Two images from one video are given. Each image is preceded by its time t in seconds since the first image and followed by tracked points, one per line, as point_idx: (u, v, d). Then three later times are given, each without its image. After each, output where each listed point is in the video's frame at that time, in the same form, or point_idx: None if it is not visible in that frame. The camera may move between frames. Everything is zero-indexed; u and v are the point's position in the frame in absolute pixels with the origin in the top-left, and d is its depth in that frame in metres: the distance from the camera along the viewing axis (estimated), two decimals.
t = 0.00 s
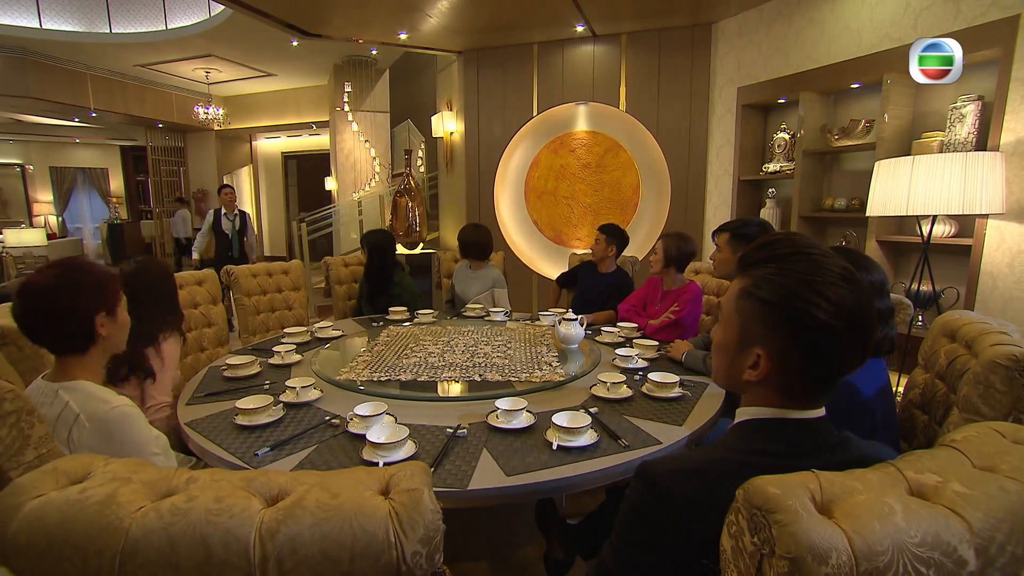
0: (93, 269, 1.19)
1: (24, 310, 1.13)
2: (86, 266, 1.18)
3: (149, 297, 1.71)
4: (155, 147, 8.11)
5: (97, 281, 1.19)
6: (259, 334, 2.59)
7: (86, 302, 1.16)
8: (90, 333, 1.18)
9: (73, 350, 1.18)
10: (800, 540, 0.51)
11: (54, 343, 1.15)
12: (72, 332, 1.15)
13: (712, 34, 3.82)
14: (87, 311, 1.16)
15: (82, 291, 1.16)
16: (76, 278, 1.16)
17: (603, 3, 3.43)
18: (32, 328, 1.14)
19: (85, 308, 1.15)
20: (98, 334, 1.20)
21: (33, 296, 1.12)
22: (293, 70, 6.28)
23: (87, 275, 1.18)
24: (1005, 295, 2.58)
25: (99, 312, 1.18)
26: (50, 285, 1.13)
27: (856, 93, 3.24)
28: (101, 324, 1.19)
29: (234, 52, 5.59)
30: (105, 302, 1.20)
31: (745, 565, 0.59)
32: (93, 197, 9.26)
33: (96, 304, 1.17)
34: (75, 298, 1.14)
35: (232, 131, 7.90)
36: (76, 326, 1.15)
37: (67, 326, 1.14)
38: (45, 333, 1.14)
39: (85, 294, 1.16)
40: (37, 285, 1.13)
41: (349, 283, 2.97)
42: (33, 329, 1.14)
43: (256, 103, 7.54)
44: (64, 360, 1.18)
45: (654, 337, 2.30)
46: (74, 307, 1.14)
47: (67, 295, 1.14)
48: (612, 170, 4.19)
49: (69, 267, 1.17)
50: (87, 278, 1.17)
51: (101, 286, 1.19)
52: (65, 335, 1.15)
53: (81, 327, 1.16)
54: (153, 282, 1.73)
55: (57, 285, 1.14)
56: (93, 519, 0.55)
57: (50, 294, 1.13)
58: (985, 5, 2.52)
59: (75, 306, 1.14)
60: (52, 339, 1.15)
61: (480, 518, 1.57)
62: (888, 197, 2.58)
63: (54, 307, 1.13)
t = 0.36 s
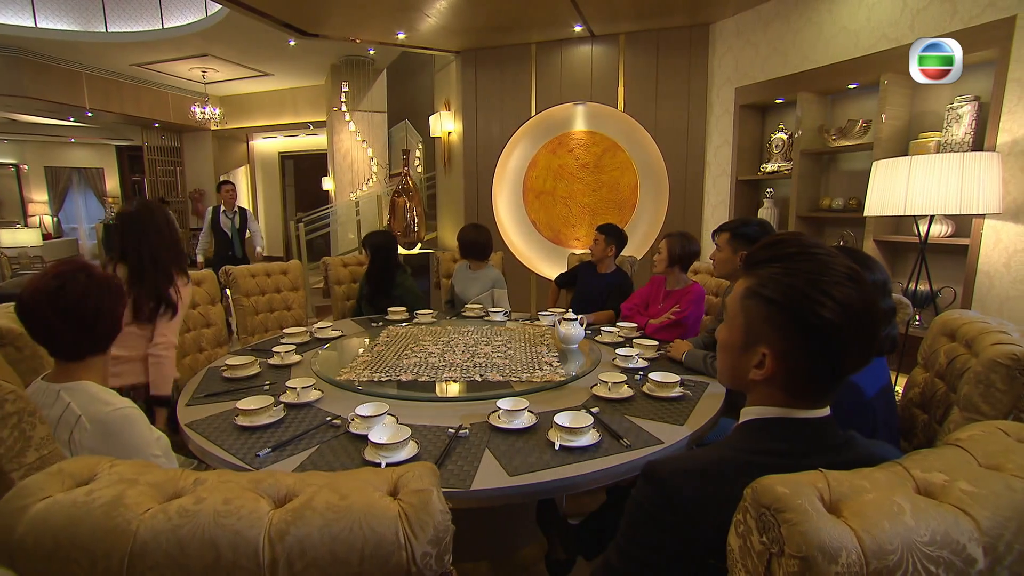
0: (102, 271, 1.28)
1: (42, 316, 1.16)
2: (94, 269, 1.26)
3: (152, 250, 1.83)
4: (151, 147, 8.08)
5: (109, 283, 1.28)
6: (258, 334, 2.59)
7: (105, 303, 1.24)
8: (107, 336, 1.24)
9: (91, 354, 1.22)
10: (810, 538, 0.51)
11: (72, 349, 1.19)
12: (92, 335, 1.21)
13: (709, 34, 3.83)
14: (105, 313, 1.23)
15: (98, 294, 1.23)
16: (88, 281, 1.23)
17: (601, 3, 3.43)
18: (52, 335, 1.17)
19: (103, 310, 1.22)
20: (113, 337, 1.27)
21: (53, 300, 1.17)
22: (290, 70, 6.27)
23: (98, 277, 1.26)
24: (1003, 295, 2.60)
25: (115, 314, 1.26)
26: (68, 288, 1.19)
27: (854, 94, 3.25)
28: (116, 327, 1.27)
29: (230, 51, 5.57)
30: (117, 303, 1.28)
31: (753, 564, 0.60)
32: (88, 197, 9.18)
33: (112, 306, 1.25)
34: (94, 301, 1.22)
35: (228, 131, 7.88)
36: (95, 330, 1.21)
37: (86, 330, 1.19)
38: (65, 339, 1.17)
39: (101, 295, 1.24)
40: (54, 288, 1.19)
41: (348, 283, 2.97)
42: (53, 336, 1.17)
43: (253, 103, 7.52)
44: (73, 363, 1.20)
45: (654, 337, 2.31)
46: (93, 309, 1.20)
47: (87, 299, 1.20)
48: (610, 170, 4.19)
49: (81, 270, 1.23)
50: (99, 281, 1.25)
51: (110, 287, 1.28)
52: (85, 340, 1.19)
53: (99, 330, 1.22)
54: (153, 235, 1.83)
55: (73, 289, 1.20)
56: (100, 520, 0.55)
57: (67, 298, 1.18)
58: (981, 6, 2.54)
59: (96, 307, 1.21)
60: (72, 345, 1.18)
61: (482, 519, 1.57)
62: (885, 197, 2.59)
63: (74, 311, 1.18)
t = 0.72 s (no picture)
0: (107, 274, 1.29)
1: (41, 315, 1.17)
2: (98, 272, 1.27)
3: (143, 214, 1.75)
4: (145, 147, 8.04)
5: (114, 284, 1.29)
6: (256, 335, 2.58)
7: (105, 302, 1.24)
8: (109, 337, 1.24)
9: (93, 356, 1.22)
10: (824, 537, 0.51)
11: (72, 350, 1.18)
12: (92, 336, 1.20)
13: (706, 35, 3.84)
14: (106, 313, 1.23)
15: (99, 295, 1.24)
16: (91, 280, 1.24)
17: (599, 3, 3.44)
18: (52, 335, 1.17)
19: (104, 311, 1.23)
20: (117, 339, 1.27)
21: (52, 300, 1.18)
22: (286, 70, 6.24)
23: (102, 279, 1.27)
24: (998, 294, 2.62)
25: (117, 315, 1.27)
26: (68, 287, 1.20)
27: (850, 94, 3.26)
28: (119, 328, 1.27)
29: (225, 51, 5.54)
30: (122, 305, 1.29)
31: (765, 563, 0.60)
32: (82, 197, 9.31)
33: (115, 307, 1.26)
34: (94, 300, 1.22)
35: (223, 131, 7.84)
36: (96, 331, 1.21)
37: (87, 330, 1.19)
38: (65, 340, 1.17)
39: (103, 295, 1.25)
40: (54, 288, 1.19)
41: (346, 284, 2.96)
42: (53, 338, 1.16)
43: (248, 103, 7.49)
44: (74, 366, 1.20)
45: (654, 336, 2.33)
46: (93, 308, 1.21)
47: (85, 297, 1.21)
48: (607, 170, 4.20)
49: (85, 270, 1.24)
50: (102, 282, 1.26)
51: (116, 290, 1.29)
52: (85, 342, 1.19)
53: (100, 330, 1.22)
54: (145, 195, 1.75)
55: (73, 286, 1.20)
56: (111, 523, 0.54)
57: (67, 298, 1.19)
58: (976, 8, 2.56)
59: (94, 306, 1.22)
60: (69, 345, 1.17)
61: (483, 519, 1.57)
62: (882, 197, 2.60)
63: (73, 309, 1.18)
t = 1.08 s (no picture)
0: (112, 275, 1.27)
1: (39, 316, 1.17)
2: (102, 272, 1.25)
3: (124, 216, 1.75)
4: (139, 147, 7.98)
5: (117, 286, 1.27)
6: (254, 335, 2.56)
7: (103, 304, 1.22)
8: (110, 340, 1.24)
9: (92, 358, 1.22)
10: (842, 535, 0.52)
11: (69, 351, 1.19)
12: (88, 338, 1.19)
13: (702, 35, 3.85)
14: (103, 315, 1.22)
15: (98, 296, 1.22)
16: (91, 282, 1.22)
17: (596, 3, 3.44)
18: (49, 335, 1.18)
19: (103, 312, 1.22)
20: (118, 340, 1.26)
21: (48, 301, 1.17)
22: (280, 69, 6.21)
23: (105, 281, 1.25)
24: (992, 293, 2.65)
25: (119, 318, 1.25)
26: (64, 288, 1.19)
27: (846, 95, 3.28)
28: (120, 330, 1.26)
29: (220, 50, 5.51)
30: (124, 308, 1.28)
31: (781, 562, 0.60)
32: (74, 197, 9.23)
33: (115, 309, 1.25)
34: (92, 301, 1.21)
35: (217, 131, 7.79)
36: (94, 332, 1.20)
37: (84, 331, 1.19)
38: (61, 340, 1.18)
39: (104, 296, 1.23)
40: (53, 288, 1.18)
41: (344, 284, 2.95)
42: (52, 339, 1.17)
43: (242, 102, 7.45)
44: (74, 368, 1.21)
45: (655, 335, 2.35)
46: (90, 310, 1.20)
47: (83, 298, 1.20)
48: (604, 171, 4.20)
49: (88, 272, 1.23)
50: (104, 284, 1.24)
51: (118, 292, 1.28)
52: (82, 343, 1.19)
53: (98, 332, 1.21)
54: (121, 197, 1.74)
55: (70, 288, 1.19)
56: (126, 527, 0.54)
57: (65, 299, 1.18)
58: (970, 10, 2.59)
59: (91, 308, 1.20)
60: (63, 344, 1.18)
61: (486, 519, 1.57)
62: (878, 197, 2.62)
63: (68, 310, 1.18)
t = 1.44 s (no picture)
0: (117, 278, 1.25)
1: (41, 315, 1.17)
2: (106, 273, 1.23)
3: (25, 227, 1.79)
4: (130, 147, 7.90)
5: (120, 289, 1.25)
6: (252, 336, 2.54)
7: (104, 306, 1.21)
8: (111, 341, 1.23)
9: (93, 359, 1.21)
10: (864, 532, 0.52)
11: (69, 351, 1.18)
12: (88, 338, 1.18)
13: (698, 36, 3.87)
14: (104, 317, 1.20)
15: (99, 298, 1.20)
16: (93, 284, 1.20)
17: (593, 3, 3.44)
18: (51, 335, 1.17)
19: (103, 314, 1.20)
20: (121, 342, 1.25)
21: (50, 302, 1.16)
22: (274, 68, 6.17)
23: (109, 284, 1.24)
24: (985, 292, 2.68)
25: (121, 320, 1.24)
26: (65, 289, 1.17)
27: (841, 95, 3.31)
28: (121, 331, 1.24)
29: (213, 49, 5.47)
30: (128, 310, 1.26)
31: (800, 560, 0.61)
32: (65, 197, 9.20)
33: (117, 311, 1.23)
34: (93, 302, 1.19)
35: (210, 130, 7.73)
36: (94, 332, 1.19)
37: (85, 331, 1.18)
38: (61, 339, 1.17)
39: (106, 299, 1.21)
40: (56, 288, 1.17)
41: (342, 285, 2.93)
42: (54, 338, 1.17)
43: (235, 102, 7.40)
44: (76, 370, 1.20)
45: (655, 335, 2.38)
46: (90, 312, 1.18)
47: (85, 299, 1.18)
48: (600, 171, 4.21)
49: (91, 273, 1.22)
50: (106, 286, 1.22)
51: (122, 294, 1.26)
52: (82, 343, 1.18)
53: (98, 333, 1.19)
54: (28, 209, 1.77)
55: (72, 288, 1.18)
56: (146, 530, 0.53)
57: (66, 301, 1.17)
58: (964, 12, 2.63)
59: (92, 310, 1.19)
60: (64, 344, 1.17)
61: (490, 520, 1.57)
62: (874, 197, 2.64)
63: (68, 311, 1.17)
